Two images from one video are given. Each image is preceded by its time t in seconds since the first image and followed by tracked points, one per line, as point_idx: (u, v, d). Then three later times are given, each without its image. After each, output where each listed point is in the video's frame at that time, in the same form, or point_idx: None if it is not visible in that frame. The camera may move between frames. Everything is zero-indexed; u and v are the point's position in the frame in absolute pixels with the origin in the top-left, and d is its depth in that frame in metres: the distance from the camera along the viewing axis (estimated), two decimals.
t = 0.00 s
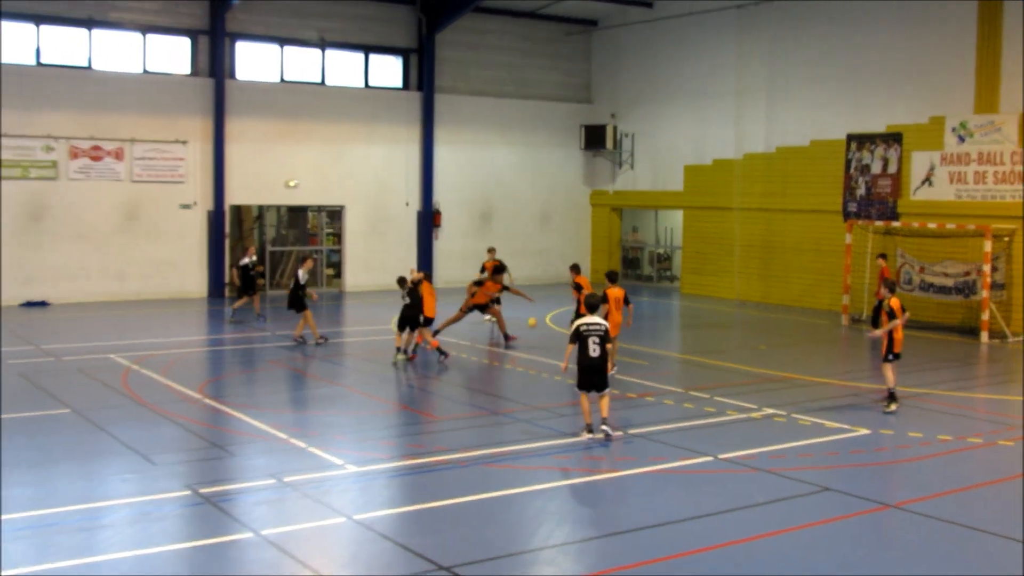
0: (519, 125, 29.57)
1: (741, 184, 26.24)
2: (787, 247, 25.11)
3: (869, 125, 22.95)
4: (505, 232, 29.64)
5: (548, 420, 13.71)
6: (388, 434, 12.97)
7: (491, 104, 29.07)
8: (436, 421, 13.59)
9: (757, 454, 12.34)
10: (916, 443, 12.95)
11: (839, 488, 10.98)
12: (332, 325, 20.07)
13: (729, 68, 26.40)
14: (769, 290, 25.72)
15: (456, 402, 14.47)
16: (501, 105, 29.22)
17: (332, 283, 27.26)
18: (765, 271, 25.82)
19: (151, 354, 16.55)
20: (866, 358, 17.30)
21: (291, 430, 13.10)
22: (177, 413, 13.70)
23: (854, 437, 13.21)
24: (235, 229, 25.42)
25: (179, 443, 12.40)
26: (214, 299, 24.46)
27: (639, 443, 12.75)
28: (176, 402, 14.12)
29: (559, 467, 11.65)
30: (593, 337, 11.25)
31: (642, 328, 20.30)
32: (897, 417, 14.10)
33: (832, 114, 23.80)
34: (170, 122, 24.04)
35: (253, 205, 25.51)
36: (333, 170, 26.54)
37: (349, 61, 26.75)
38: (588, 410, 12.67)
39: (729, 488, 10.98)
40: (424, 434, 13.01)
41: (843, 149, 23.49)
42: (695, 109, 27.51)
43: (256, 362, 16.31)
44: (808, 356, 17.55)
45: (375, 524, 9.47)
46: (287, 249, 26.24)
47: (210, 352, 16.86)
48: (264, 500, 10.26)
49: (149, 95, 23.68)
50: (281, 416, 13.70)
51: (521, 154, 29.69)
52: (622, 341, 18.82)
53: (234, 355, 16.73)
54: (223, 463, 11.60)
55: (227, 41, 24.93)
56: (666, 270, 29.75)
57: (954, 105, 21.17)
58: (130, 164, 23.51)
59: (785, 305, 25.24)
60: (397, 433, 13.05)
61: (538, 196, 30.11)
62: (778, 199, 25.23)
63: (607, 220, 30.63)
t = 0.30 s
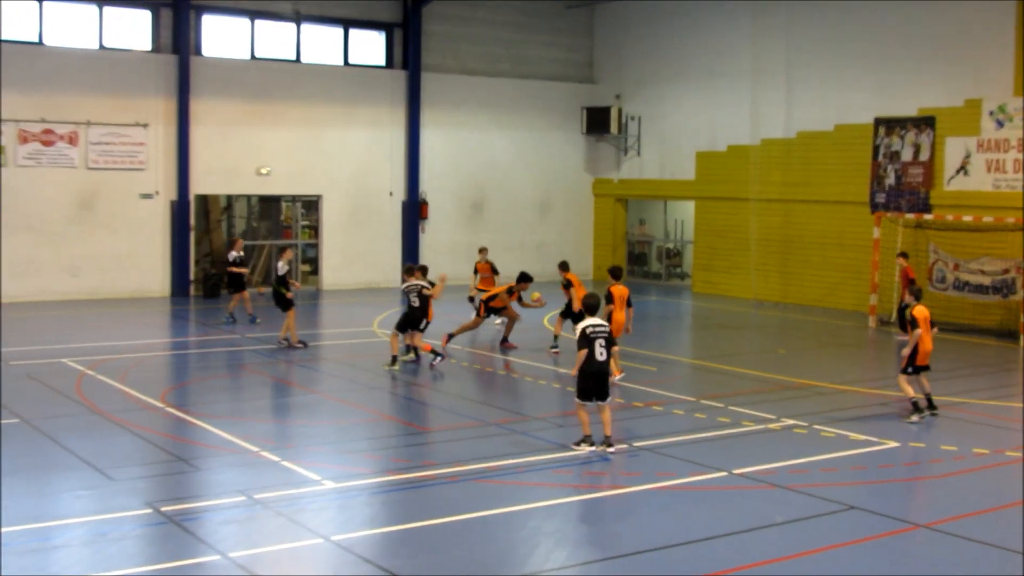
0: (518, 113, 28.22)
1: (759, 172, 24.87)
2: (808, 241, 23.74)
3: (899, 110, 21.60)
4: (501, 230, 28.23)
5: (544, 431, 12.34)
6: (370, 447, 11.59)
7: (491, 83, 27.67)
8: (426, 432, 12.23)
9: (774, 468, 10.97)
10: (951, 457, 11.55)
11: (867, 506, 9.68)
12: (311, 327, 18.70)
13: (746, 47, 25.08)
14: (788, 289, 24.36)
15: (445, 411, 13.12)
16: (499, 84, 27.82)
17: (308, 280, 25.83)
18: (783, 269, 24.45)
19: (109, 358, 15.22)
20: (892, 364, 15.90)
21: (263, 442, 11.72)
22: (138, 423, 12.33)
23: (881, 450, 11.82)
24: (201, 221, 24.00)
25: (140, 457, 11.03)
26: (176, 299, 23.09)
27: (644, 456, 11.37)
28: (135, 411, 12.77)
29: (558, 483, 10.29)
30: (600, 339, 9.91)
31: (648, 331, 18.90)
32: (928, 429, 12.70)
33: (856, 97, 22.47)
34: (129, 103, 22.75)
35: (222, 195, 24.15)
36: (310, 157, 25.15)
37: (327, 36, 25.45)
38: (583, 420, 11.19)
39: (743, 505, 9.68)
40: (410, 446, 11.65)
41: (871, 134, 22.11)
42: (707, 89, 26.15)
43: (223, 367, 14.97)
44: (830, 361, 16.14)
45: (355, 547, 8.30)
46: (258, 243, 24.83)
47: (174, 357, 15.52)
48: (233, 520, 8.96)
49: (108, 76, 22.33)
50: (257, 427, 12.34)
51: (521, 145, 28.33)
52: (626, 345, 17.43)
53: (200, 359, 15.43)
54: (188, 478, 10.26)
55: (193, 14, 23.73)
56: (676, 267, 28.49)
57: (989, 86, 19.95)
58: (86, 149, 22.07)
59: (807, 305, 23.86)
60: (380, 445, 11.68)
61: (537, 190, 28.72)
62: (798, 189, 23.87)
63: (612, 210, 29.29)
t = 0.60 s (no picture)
0: (510, 109, 27.95)
1: (755, 172, 24.69)
2: (805, 239, 23.56)
3: (898, 107, 21.39)
4: (495, 225, 28.01)
5: (537, 433, 12.17)
6: (361, 450, 11.41)
7: (484, 80, 27.45)
8: (417, 434, 12.05)
9: (771, 470, 10.81)
10: (948, 457, 11.40)
11: (864, 508, 9.52)
12: (303, 329, 18.53)
13: (742, 45, 24.87)
14: (785, 288, 24.19)
15: (438, 414, 12.92)
16: (493, 82, 27.60)
17: (299, 280, 25.62)
18: (780, 267, 24.28)
19: (97, 362, 15.05)
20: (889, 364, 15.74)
21: (252, 445, 11.52)
22: (125, 426, 12.12)
23: (879, 451, 11.66)
24: (189, 222, 23.99)
25: (128, 458, 10.82)
26: (165, 300, 22.85)
27: (639, 458, 11.20)
28: (124, 414, 12.57)
29: (552, 486, 10.12)
30: (584, 343, 9.72)
31: (643, 332, 18.73)
32: (926, 430, 12.53)
33: (854, 93, 22.29)
34: (117, 102, 22.55)
35: (210, 195, 23.98)
36: (298, 153, 24.89)
37: (317, 33, 25.28)
38: (557, 429, 10.82)
39: (739, 507, 9.51)
40: (402, 449, 11.45)
41: (869, 131, 21.89)
42: (703, 86, 25.97)
43: (212, 370, 14.80)
44: (827, 363, 15.98)
45: (348, 550, 8.14)
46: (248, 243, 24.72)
47: (163, 360, 15.34)
48: (224, 524, 8.77)
49: (94, 71, 22.12)
50: (245, 430, 12.14)
51: (515, 139, 28.11)
52: (621, 346, 17.27)
53: (188, 362, 15.26)
54: (177, 481, 10.05)
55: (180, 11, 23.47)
56: (671, 266, 28.39)
57: (988, 81, 19.76)
58: (72, 149, 21.94)
59: (804, 305, 23.65)
60: (371, 448, 11.50)
61: (531, 183, 28.51)
62: (795, 186, 23.68)
63: (606, 210, 29.06)
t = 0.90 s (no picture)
0: (505, 113, 27.97)
1: (749, 174, 24.70)
2: (799, 241, 23.57)
3: (891, 108, 21.41)
4: (491, 229, 28.01)
5: (533, 437, 12.17)
6: (357, 454, 11.41)
7: (479, 84, 27.49)
8: (412, 438, 12.05)
9: (768, 472, 10.81)
10: (944, 458, 11.39)
11: (860, 510, 9.51)
12: (299, 334, 18.53)
13: (736, 47, 24.89)
14: (780, 290, 24.20)
15: (434, 418, 12.92)
16: (488, 86, 27.64)
17: (295, 285, 25.65)
18: (775, 269, 24.29)
19: (92, 368, 15.07)
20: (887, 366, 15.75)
21: (248, 450, 11.51)
22: (120, 431, 12.12)
23: (875, 452, 11.66)
24: (184, 227, 23.90)
25: (123, 464, 10.80)
26: (160, 306, 22.87)
27: (636, 461, 11.20)
28: (119, 419, 12.57)
29: (549, 489, 10.11)
30: (565, 346, 9.71)
31: (639, 334, 18.73)
32: (922, 431, 12.52)
33: (848, 95, 22.30)
34: (110, 109, 22.52)
35: (204, 200, 23.90)
36: (293, 158, 24.91)
37: (310, 39, 25.33)
38: (552, 434, 10.80)
39: (734, 510, 9.50)
40: (398, 453, 11.45)
41: (863, 133, 21.91)
42: (696, 89, 25.99)
43: (208, 375, 14.81)
44: (823, 364, 15.98)
45: (344, 555, 8.15)
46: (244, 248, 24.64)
47: (158, 366, 15.35)
48: (220, 529, 8.77)
49: (86, 78, 22.13)
50: (240, 435, 12.12)
51: (510, 142, 28.13)
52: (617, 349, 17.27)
53: (184, 367, 15.27)
54: (173, 487, 10.04)
55: (172, 17, 23.35)
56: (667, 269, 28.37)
57: (981, 82, 19.76)
58: (65, 155, 22.00)
59: (799, 307, 23.66)
60: (366, 452, 11.49)
61: (526, 186, 28.52)
62: (790, 187, 23.69)
63: (601, 213, 29.06)
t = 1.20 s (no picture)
0: (504, 114, 27.97)
1: (748, 175, 24.70)
2: (798, 243, 23.57)
3: (890, 110, 21.41)
4: (490, 231, 28.02)
5: (532, 438, 12.16)
6: (355, 455, 11.40)
7: (478, 86, 27.49)
8: (411, 440, 12.04)
9: (767, 474, 10.80)
10: (943, 460, 11.38)
11: (860, 512, 9.50)
12: (297, 335, 18.54)
13: (735, 49, 24.89)
14: (778, 292, 24.21)
15: (433, 420, 12.91)
16: (487, 88, 27.65)
17: (293, 286, 25.62)
18: (773, 271, 24.30)
19: (90, 369, 15.07)
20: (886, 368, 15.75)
21: (246, 451, 11.50)
22: (119, 432, 12.11)
23: (874, 454, 11.65)
24: (183, 228, 23.90)
25: (122, 465, 10.80)
26: (159, 308, 22.87)
27: (635, 463, 11.18)
28: (117, 420, 12.57)
29: (547, 491, 10.10)
30: (569, 349, 9.70)
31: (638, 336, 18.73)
32: (920, 433, 12.50)
33: (846, 97, 22.30)
34: (110, 110, 22.52)
35: (203, 202, 23.94)
36: (292, 159, 24.91)
37: (310, 40, 25.33)
38: (551, 437, 10.78)
39: (733, 512, 9.50)
40: (396, 455, 11.44)
41: (861, 135, 21.92)
42: (695, 91, 25.99)
43: (206, 376, 14.80)
44: (822, 366, 15.97)
45: (343, 556, 8.14)
46: (242, 249, 24.63)
47: (156, 366, 15.35)
48: (219, 530, 8.76)
49: (84, 79, 22.15)
50: (238, 436, 12.12)
51: (510, 144, 28.14)
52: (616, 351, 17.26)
53: (182, 369, 15.25)
54: (171, 488, 10.03)
55: (171, 18, 23.37)
56: (666, 270, 28.37)
57: (981, 85, 19.74)
58: (64, 156, 22.01)
59: (798, 309, 23.66)
60: (364, 454, 11.49)
61: (525, 188, 28.53)
62: (788, 190, 23.69)
63: (600, 215, 29.06)
